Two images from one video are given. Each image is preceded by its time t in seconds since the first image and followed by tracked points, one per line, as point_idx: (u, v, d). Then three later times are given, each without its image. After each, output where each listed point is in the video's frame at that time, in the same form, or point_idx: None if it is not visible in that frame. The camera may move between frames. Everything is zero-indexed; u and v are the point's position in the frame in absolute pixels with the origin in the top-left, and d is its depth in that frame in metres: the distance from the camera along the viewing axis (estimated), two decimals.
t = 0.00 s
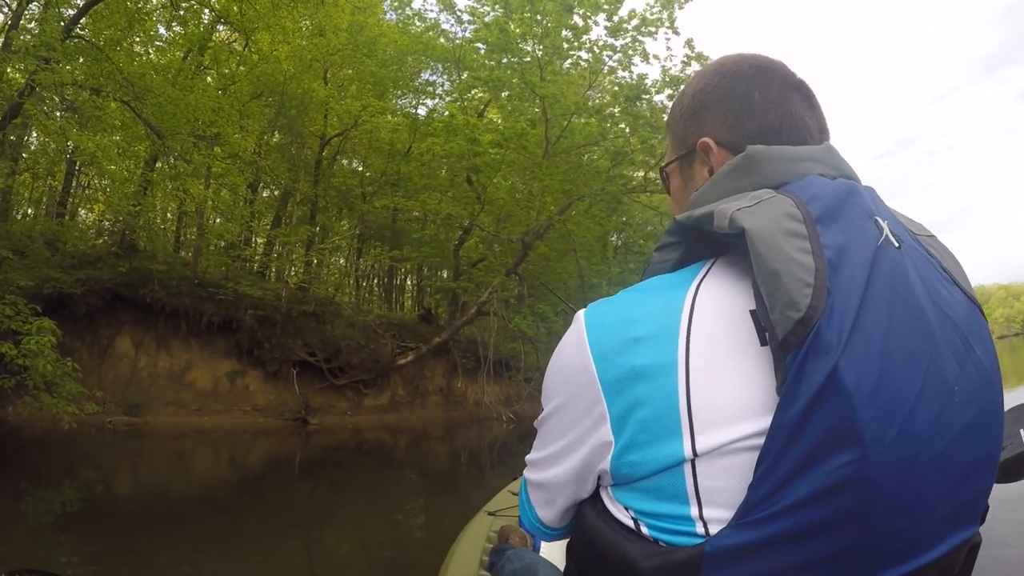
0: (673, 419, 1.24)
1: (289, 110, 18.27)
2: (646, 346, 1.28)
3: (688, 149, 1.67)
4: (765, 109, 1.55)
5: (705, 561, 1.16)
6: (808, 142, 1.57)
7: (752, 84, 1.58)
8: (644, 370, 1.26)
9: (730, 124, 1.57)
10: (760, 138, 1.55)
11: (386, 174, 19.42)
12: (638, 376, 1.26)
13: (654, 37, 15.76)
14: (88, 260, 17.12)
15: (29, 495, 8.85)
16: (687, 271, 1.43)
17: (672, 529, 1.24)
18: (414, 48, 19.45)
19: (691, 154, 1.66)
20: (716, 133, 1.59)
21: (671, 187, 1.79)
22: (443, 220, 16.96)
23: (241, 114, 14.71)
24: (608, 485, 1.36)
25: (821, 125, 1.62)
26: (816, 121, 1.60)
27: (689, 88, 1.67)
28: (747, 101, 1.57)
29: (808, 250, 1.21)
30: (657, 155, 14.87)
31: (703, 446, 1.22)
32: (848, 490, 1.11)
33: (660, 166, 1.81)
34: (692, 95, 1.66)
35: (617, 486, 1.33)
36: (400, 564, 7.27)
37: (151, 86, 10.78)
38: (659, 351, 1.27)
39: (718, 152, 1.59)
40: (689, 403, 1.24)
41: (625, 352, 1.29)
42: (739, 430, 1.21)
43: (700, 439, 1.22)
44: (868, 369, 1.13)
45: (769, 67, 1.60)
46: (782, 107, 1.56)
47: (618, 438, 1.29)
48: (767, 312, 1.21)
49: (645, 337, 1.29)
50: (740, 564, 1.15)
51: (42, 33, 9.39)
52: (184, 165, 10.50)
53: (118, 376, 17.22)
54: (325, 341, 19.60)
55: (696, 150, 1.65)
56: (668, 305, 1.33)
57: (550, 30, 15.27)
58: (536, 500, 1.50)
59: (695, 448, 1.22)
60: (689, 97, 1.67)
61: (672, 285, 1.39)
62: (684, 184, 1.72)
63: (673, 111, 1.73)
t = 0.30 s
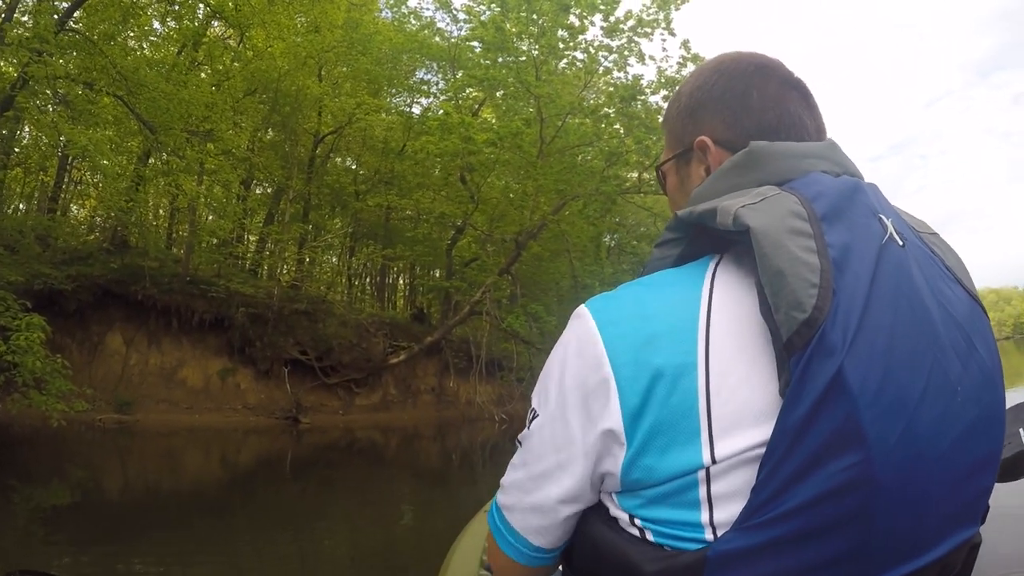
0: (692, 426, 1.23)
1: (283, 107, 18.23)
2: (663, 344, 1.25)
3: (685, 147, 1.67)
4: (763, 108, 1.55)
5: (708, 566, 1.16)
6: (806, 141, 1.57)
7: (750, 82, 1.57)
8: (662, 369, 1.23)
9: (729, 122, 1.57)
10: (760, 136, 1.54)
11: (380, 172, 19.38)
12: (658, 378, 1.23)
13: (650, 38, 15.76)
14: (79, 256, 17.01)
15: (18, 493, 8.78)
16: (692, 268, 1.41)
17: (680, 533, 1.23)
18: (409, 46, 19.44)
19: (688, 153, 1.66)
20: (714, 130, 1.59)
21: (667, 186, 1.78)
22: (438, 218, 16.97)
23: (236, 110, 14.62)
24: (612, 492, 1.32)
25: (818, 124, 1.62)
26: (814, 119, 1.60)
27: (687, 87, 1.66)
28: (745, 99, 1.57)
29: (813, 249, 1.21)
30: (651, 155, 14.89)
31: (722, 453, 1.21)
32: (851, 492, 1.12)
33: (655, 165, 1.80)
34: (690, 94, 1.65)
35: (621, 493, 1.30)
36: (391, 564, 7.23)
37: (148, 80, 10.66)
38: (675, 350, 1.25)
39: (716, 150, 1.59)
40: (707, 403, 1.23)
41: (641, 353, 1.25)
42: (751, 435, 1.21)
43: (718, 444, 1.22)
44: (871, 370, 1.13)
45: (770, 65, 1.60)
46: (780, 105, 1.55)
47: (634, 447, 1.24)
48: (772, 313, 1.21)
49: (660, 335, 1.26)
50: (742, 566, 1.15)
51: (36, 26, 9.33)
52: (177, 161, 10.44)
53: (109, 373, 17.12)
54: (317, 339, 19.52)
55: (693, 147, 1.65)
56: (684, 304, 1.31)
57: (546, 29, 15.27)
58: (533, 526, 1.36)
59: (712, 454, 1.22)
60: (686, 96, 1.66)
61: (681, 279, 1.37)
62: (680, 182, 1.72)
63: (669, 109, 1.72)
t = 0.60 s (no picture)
0: (728, 428, 1.19)
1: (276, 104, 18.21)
2: (695, 344, 1.20)
3: (683, 146, 1.67)
4: (760, 103, 1.56)
5: (716, 570, 1.17)
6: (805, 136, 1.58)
7: (748, 77, 1.58)
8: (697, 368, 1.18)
9: (727, 118, 1.57)
10: (758, 132, 1.55)
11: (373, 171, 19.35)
12: (694, 376, 1.18)
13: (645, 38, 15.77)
14: (70, 253, 16.93)
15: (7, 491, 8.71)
16: (708, 263, 1.35)
17: (696, 542, 1.21)
18: (403, 45, 19.44)
19: (685, 152, 1.66)
20: (712, 128, 1.59)
21: (665, 187, 1.78)
22: (431, 217, 17.06)
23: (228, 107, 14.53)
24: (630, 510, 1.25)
25: (815, 120, 1.63)
26: (811, 115, 1.61)
27: (679, 86, 1.67)
28: (743, 95, 1.57)
29: (827, 248, 1.21)
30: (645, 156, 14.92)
31: (755, 454, 1.18)
32: (858, 497, 1.14)
33: (651, 167, 1.81)
34: (684, 91, 1.65)
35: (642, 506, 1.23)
36: (381, 564, 7.19)
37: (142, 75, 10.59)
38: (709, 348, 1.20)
39: (715, 147, 1.59)
40: (744, 405, 1.19)
41: (675, 349, 1.19)
42: (773, 439, 1.19)
43: (750, 448, 1.18)
44: (883, 375, 1.15)
45: (763, 62, 1.61)
46: (778, 99, 1.56)
47: (660, 458, 1.17)
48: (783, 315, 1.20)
49: (694, 333, 1.20)
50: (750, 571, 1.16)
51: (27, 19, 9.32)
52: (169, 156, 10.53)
53: (99, 371, 17.00)
54: (308, 338, 19.42)
55: (691, 145, 1.65)
56: (711, 302, 1.25)
57: (540, 28, 15.30)
58: (551, 554, 1.17)
59: (745, 455, 1.18)
60: (680, 95, 1.67)
61: (701, 273, 1.32)
62: (678, 184, 1.72)
63: (663, 111, 1.74)
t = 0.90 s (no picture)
0: (775, 435, 1.20)
1: (272, 101, 18.31)
2: (736, 345, 1.20)
3: (702, 124, 1.68)
4: (787, 78, 1.57)
5: None
6: (829, 116, 1.59)
7: (773, 54, 1.59)
8: (747, 368, 1.19)
9: (751, 95, 1.59)
10: (783, 110, 1.56)
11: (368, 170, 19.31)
12: (743, 378, 1.19)
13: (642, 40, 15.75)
14: (63, 247, 16.88)
15: None
16: (734, 255, 1.35)
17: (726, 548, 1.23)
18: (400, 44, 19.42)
19: (706, 129, 1.67)
20: (735, 105, 1.60)
21: (681, 166, 1.80)
22: (425, 215, 17.14)
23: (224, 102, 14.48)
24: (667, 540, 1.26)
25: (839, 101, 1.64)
26: (836, 94, 1.62)
27: (702, 62, 1.69)
28: (770, 69, 1.58)
29: (855, 250, 1.22)
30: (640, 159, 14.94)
31: (794, 467, 1.19)
32: (877, 507, 1.20)
33: (667, 145, 1.82)
34: (708, 66, 1.67)
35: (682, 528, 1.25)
36: (374, 565, 7.16)
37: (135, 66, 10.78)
38: (759, 351, 1.21)
39: (737, 124, 1.59)
40: (794, 410, 1.20)
41: (723, 351, 1.20)
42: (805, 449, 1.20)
43: (792, 458, 1.20)
44: (908, 386, 1.19)
45: (786, 36, 1.63)
46: (802, 77, 1.58)
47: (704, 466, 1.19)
48: (810, 319, 1.21)
49: (745, 332, 1.21)
50: None
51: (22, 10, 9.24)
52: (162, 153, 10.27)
53: (90, 367, 16.90)
54: (301, 336, 19.38)
55: (711, 123, 1.66)
56: (750, 296, 1.26)
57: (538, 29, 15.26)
58: None
59: (787, 462, 1.19)
60: (703, 70, 1.68)
61: (727, 265, 1.32)
62: (695, 162, 1.74)
63: (683, 85, 1.76)
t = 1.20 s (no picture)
0: (774, 436, 1.20)
1: (269, 97, 18.20)
2: (730, 343, 1.20)
3: (702, 122, 1.69)
4: (789, 76, 1.58)
5: None
6: (829, 113, 1.59)
7: (775, 51, 1.60)
8: (743, 369, 1.20)
9: (752, 92, 1.59)
10: (784, 107, 1.56)
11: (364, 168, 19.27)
12: (737, 379, 1.19)
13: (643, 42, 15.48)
14: (58, 240, 16.85)
15: None
16: (736, 255, 1.35)
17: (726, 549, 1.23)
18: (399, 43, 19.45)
19: (706, 126, 1.68)
20: (736, 102, 1.61)
21: (680, 164, 1.80)
22: (421, 214, 17.15)
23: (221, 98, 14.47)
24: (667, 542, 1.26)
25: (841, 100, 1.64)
26: (838, 92, 1.63)
27: (703, 58, 1.70)
28: (770, 67, 1.59)
29: (857, 250, 1.22)
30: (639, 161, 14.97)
31: (793, 469, 1.19)
32: (880, 512, 1.20)
33: (667, 142, 1.83)
34: (709, 62, 1.67)
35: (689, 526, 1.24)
36: (369, 566, 7.11)
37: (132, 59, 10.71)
38: (754, 353, 1.21)
39: (736, 122, 1.59)
40: (790, 413, 1.20)
41: (718, 349, 1.19)
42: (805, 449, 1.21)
43: (790, 460, 1.19)
44: (909, 387, 1.19)
45: (788, 33, 1.63)
46: (804, 76, 1.58)
47: (704, 468, 1.18)
48: (811, 321, 1.21)
49: (740, 333, 1.21)
50: None
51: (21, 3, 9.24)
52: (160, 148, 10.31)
53: (82, 362, 16.76)
54: (295, 334, 19.42)
55: (712, 120, 1.66)
56: (748, 294, 1.26)
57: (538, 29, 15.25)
58: None
59: (785, 464, 1.19)
60: (705, 66, 1.68)
61: (729, 263, 1.33)
62: (694, 160, 1.74)
63: (684, 81, 1.76)
